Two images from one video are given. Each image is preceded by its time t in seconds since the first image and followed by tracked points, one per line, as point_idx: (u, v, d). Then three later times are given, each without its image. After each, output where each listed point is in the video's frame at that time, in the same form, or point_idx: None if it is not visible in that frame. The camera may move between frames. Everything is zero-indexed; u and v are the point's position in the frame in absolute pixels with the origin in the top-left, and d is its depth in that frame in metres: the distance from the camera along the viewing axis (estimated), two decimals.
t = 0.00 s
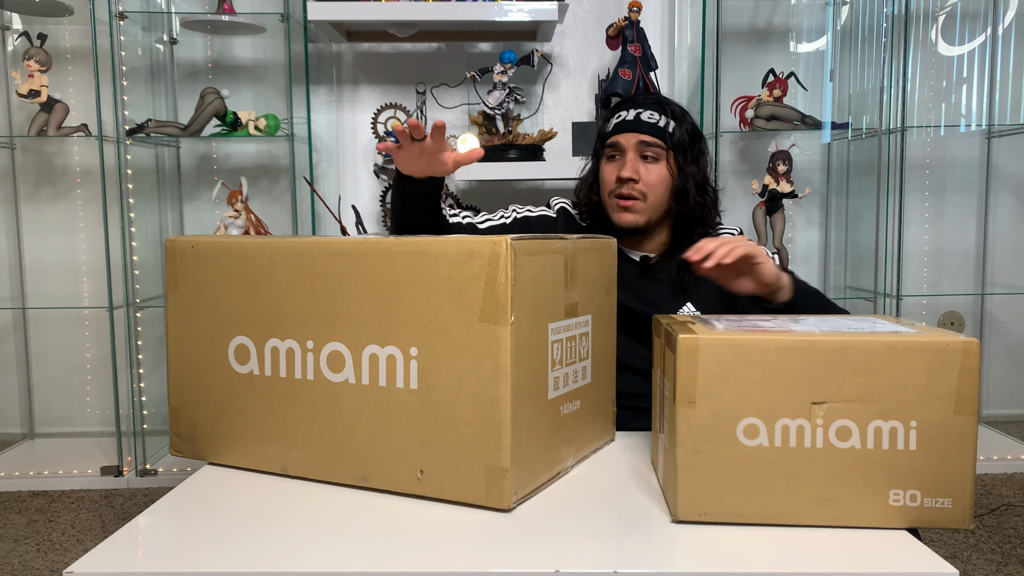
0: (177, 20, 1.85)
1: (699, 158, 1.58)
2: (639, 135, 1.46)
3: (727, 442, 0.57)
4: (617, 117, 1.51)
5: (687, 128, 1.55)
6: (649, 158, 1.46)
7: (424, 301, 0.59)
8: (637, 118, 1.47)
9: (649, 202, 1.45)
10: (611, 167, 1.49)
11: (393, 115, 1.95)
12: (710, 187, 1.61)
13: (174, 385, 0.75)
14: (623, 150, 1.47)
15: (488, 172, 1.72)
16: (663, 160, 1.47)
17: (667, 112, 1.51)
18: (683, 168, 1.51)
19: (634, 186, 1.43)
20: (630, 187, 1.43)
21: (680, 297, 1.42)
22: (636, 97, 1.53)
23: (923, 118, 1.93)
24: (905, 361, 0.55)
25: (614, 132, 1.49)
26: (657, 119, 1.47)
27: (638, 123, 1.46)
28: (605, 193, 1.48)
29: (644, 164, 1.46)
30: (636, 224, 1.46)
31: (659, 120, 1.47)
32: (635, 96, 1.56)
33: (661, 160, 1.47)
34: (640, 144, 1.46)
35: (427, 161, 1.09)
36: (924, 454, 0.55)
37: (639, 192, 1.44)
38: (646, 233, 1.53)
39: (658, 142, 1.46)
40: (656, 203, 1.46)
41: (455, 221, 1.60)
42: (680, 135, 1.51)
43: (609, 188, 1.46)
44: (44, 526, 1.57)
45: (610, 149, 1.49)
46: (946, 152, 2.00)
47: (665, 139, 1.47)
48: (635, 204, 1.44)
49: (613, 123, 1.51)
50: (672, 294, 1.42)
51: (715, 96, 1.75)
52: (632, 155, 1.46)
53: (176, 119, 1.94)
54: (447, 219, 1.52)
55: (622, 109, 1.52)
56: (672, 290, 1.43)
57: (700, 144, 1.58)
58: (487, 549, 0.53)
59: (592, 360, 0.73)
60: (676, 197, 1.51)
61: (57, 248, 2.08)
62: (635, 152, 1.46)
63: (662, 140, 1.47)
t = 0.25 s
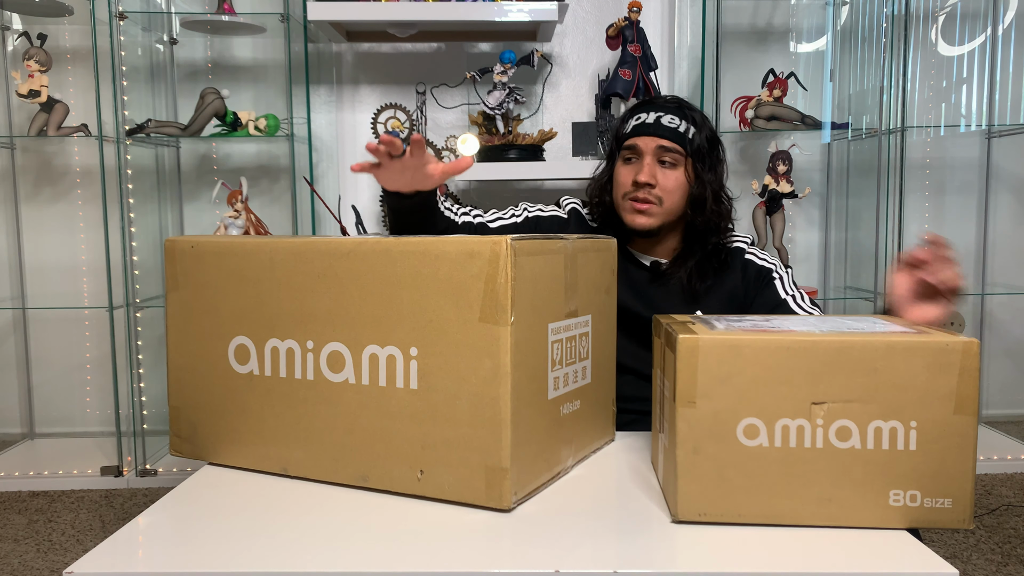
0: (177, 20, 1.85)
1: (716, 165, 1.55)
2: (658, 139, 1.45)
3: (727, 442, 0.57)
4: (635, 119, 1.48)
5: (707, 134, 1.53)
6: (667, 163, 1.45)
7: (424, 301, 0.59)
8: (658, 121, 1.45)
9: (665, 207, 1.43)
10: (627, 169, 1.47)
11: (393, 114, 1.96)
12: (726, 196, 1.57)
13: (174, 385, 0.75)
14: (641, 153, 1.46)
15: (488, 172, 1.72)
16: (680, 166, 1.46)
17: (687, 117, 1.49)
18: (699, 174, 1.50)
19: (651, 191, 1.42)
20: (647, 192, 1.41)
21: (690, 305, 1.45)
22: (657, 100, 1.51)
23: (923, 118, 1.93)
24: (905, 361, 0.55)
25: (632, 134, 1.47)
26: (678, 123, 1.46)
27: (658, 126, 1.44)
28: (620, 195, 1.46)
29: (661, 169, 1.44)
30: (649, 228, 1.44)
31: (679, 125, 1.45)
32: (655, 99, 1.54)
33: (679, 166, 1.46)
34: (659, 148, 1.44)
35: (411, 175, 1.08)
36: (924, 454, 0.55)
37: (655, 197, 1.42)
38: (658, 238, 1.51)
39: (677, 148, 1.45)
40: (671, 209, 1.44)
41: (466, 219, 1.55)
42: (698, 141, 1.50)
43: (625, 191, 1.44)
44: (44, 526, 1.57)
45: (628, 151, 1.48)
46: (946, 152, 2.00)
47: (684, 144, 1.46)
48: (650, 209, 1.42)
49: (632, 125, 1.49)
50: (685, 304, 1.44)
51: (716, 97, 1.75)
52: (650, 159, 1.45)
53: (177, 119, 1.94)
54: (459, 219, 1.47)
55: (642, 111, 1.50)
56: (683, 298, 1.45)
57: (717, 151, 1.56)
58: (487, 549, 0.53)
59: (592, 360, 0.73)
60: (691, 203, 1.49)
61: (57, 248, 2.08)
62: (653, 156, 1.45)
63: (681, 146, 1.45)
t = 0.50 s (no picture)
0: (177, 20, 1.85)
1: (725, 171, 1.55)
2: (670, 145, 1.44)
3: (727, 442, 0.57)
4: (647, 123, 1.47)
5: (718, 141, 1.53)
6: (677, 170, 1.44)
7: (424, 302, 0.59)
8: (670, 126, 1.44)
9: (674, 213, 1.43)
10: (637, 173, 1.46)
11: (393, 114, 1.95)
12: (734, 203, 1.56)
13: (174, 385, 0.75)
14: (651, 158, 1.45)
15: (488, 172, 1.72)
16: (690, 172, 1.45)
17: (700, 123, 1.48)
18: (709, 180, 1.49)
19: (660, 198, 1.41)
20: (656, 198, 1.41)
21: (692, 310, 1.46)
22: (669, 104, 1.50)
23: (923, 118, 1.93)
24: (905, 361, 0.55)
25: (643, 138, 1.46)
26: (690, 130, 1.45)
27: (670, 131, 1.44)
28: (629, 200, 1.45)
29: (671, 175, 1.44)
30: (657, 234, 1.44)
31: (691, 131, 1.45)
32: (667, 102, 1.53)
33: (689, 173, 1.45)
34: (670, 154, 1.44)
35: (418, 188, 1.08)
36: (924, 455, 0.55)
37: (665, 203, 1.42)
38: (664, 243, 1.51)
39: (688, 155, 1.44)
40: (680, 216, 1.44)
41: (468, 220, 1.53)
42: (709, 147, 1.49)
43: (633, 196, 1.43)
44: (44, 526, 1.57)
45: (638, 155, 1.47)
46: (946, 152, 2.00)
47: (695, 151, 1.46)
48: (659, 215, 1.41)
49: (643, 129, 1.48)
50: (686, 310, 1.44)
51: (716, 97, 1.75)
52: (660, 165, 1.44)
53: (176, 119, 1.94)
54: (462, 220, 1.45)
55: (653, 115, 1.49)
56: (684, 303, 1.46)
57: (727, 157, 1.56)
58: (487, 549, 0.53)
59: (592, 360, 0.73)
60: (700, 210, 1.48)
61: (57, 248, 2.08)
62: (664, 162, 1.44)
63: (692, 152, 1.45)
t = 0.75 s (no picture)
0: (177, 20, 1.85)
1: (722, 173, 1.55)
2: (664, 147, 1.44)
3: (727, 442, 0.57)
4: (642, 125, 1.47)
5: (714, 143, 1.53)
6: (671, 173, 1.45)
7: (424, 301, 0.59)
8: (665, 128, 1.44)
9: (669, 216, 1.43)
10: (631, 176, 1.47)
11: (393, 115, 1.95)
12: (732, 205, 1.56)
13: (173, 385, 0.75)
14: (645, 161, 1.45)
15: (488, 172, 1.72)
16: (685, 175, 1.46)
17: (695, 125, 1.48)
18: (704, 183, 1.49)
19: (654, 201, 1.42)
20: (649, 202, 1.42)
21: (691, 311, 1.45)
22: (664, 105, 1.49)
23: (923, 118, 1.93)
24: (904, 361, 0.55)
25: (638, 141, 1.47)
26: (685, 132, 1.45)
27: (664, 134, 1.44)
28: (623, 202, 1.46)
29: (665, 178, 1.44)
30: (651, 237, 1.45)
31: (686, 134, 1.45)
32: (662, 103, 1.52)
33: (684, 176, 1.45)
34: (664, 157, 1.44)
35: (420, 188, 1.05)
36: (924, 454, 0.55)
37: (658, 206, 1.43)
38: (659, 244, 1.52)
39: (682, 157, 1.44)
40: (675, 219, 1.45)
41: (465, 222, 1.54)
42: (705, 150, 1.49)
43: (627, 199, 1.45)
44: (44, 526, 1.57)
45: (631, 158, 1.47)
46: (946, 152, 2.00)
47: (689, 153, 1.45)
48: (653, 219, 1.42)
49: (637, 130, 1.48)
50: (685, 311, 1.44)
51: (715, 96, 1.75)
52: (654, 168, 1.45)
53: (176, 119, 1.94)
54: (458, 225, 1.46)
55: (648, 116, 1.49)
56: (683, 305, 1.46)
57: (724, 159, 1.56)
58: (486, 548, 0.53)
59: (592, 360, 0.73)
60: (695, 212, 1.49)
61: (57, 248, 2.09)
62: (658, 165, 1.45)
63: (686, 155, 1.45)
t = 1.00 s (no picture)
0: (177, 20, 1.85)
1: (714, 169, 1.56)
2: (658, 144, 1.44)
3: (727, 441, 0.57)
4: (636, 123, 1.47)
5: (706, 140, 1.53)
6: (666, 169, 1.45)
7: (424, 301, 0.59)
8: (658, 125, 1.44)
9: (664, 212, 1.43)
10: (625, 173, 1.47)
11: (393, 114, 1.95)
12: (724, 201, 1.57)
13: (173, 386, 0.75)
14: (639, 158, 1.45)
15: (488, 172, 1.72)
16: (679, 171, 1.45)
17: (688, 122, 1.48)
18: (698, 179, 1.50)
19: (650, 197, 1.42)
20: (645, 199, 1.42)
21: (686, 309, 1.46)
22: (656, 102, 1.50)
23: (923, 118, 1.93)
24: (905, 361, 0.55)
25: (632, 138, 1.47)
26: (678, 129, 1.45)
27: (658, 131, 1.44)
28: (618, 200, 1.46)
29: (660, 174, 1.44)
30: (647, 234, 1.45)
31: (679, 130, 1.44)
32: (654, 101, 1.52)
33: (678, 172, 1.45)
34: (658, 153, 1.44)
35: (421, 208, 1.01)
36: (924, 454, 0.55)
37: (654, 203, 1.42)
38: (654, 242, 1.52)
39: (677, 153, 1.44)
40: (670, 215, 1.45)
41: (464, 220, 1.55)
42: (698, 146, 1.49)
43: (622, 197, 1.44)
44: (44, 526, 1.57)
45: (626, 155, 1.47)
46: (946, 152, 2.00)
47: (683, 149, 1.45)
48: (649, 215, 1.42)
49: (631, 128, 1.48)
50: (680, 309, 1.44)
51: (716, 96, 1.75)
52: (649, 165, 1.44)
53: (176, 119, 1.94)
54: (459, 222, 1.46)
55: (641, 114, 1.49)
56: (678, 303, 1.46)
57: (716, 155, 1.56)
58: (485, 548, 0.53)
59: (592, 360, 0.73)
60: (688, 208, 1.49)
61: (57, 248, 2.09)
62: (652, 161, 1.44)
63: (681, 151, 1.44)
